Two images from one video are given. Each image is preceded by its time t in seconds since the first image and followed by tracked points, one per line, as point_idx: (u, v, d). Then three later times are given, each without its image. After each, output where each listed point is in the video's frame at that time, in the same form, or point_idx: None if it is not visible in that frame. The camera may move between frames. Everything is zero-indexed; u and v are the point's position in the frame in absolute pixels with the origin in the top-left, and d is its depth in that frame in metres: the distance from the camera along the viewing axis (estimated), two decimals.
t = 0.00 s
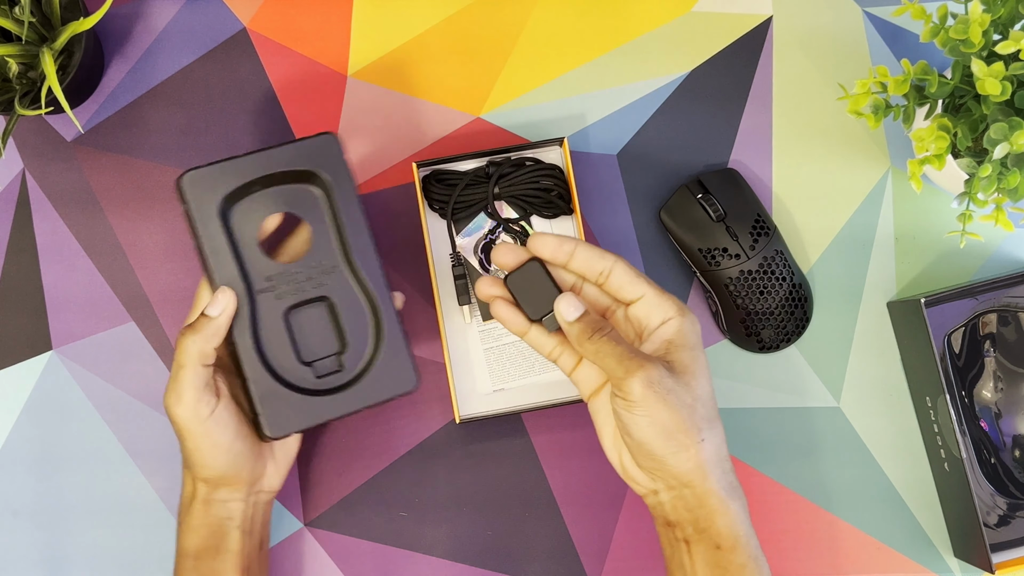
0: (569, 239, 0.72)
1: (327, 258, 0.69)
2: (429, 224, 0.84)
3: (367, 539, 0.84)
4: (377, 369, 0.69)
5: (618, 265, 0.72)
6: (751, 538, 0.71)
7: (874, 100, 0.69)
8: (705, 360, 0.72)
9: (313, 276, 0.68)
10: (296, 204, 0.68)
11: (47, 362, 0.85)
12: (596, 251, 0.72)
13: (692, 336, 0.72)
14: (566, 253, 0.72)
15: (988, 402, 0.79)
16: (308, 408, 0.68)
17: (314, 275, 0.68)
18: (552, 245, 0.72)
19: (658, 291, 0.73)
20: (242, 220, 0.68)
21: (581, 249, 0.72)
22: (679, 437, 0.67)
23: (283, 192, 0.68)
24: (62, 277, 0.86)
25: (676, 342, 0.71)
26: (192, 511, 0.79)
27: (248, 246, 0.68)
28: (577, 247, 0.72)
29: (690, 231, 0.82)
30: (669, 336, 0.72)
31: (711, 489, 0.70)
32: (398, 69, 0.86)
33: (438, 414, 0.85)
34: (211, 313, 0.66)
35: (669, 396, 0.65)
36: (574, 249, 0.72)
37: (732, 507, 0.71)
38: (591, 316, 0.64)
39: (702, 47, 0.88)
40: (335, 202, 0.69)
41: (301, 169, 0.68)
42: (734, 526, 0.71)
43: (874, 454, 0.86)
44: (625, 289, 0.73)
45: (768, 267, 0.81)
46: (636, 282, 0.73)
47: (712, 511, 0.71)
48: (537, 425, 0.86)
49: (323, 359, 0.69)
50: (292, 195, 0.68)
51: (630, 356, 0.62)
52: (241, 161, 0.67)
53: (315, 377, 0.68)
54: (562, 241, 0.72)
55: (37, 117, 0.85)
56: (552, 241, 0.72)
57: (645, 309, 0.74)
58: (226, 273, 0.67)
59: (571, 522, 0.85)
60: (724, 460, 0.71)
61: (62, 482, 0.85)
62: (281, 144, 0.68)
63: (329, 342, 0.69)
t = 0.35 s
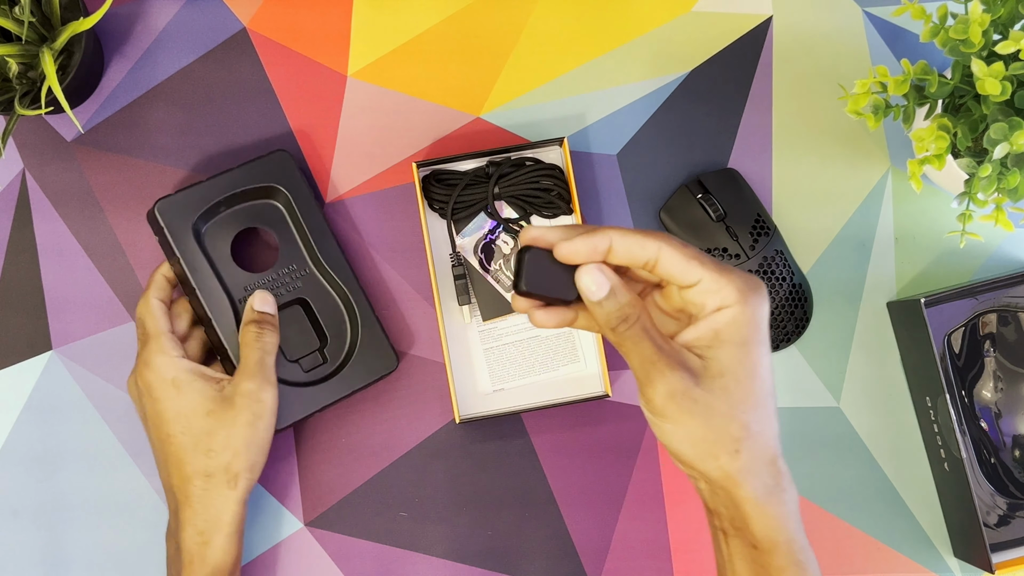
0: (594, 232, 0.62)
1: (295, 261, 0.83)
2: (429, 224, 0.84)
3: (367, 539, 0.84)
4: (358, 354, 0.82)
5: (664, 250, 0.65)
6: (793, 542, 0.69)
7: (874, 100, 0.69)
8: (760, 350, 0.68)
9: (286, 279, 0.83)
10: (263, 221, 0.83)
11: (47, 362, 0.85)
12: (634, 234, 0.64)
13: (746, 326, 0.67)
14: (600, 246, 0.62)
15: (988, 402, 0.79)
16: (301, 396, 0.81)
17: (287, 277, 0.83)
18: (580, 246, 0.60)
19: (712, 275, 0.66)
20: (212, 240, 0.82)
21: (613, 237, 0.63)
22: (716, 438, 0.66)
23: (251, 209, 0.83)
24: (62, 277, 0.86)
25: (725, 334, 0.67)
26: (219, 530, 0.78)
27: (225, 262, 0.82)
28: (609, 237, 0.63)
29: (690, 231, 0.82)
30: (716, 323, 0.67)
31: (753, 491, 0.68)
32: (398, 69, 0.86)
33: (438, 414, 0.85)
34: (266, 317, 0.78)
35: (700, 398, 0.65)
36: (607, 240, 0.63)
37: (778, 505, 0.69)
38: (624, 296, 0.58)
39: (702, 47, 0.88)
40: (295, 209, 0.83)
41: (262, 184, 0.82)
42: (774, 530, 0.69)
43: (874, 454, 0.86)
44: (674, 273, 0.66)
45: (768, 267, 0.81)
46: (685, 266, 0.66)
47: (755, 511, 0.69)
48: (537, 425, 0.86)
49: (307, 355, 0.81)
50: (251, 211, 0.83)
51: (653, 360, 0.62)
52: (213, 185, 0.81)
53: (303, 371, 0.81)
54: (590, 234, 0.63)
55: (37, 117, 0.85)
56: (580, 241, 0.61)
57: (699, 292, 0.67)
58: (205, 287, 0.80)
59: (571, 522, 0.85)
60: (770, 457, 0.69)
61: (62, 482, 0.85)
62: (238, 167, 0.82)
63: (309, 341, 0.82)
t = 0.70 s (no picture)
0: (599, 289, 0.54)
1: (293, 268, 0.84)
2: (429, 224, 0.83)
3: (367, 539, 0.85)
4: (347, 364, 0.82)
5: (685, 311, 0.55)
6: None
7: (874, 101, 0.69)
8: (801, 419, 0.59)
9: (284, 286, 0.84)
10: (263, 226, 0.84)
11: (47, 362, 0.85)
12: (641, 295, 0.55)
13: (783, 397, 0.58)
14: (605, 306, 0.54)
15: (988, 402, 0.79)
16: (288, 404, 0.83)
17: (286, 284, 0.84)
18: (580, 303, 0.54)
19: (746, 341, 0.56)
20: (211, 246, 0.84)
21: (619, 292, 0.55)
22: (747, 518, 0.59)
23: (248, 217, 0.84)
24: (62, 276, 0.86)
25: (759, 408, 0.58)
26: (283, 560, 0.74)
27: (223, 268, 0.85)
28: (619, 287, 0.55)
29: (690, 231, 0.82)
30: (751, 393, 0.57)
31: (788, 560, 0.62)
32: (398, 69, 0.86)
33: (438, 414, 0.85)
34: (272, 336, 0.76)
35: (727, 480, 0.58)
36: (612, 296, 0.54)
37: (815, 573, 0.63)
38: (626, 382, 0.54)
39: (703, 46, 0.88)
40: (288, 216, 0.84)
41: (258, 193, 0.83)
42: None
43: (874, 455, 0.87)
44: (701, 338, 0.56)
45: (768, 267, 0.81)
46: (712, 331, 0.56)
47: None
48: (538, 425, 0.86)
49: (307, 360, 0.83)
50: (250, 219, 0.84)
51: (666, 438, 0.56)
52: (211, 194, 0.83)
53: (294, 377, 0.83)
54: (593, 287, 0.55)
55: (37, 117, 0.85)
56: (581, 298, 0.54)
57: (731, 359, 0.57)
58: (200, 291, 0.82)
59: (571, 522, 0.85)
60: (808, 527, 0.62)
61: (62, 482, 0.85)
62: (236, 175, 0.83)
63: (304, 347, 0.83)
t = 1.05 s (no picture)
0: (630, 336, 0.45)
1: (294, 268, 0.85)
2: (428, 224, 0.83)
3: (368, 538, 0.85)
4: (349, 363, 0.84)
5: (725, 361, 0.46)
6: None
7: (874, 101, 0.69)
8: (829, 482, 0.50)
9: (285, 286, 0.85)
10: (264, 225, 0.85)
11: (47, 362, 0.85)
12: (685, 338, 0.46)
13: (818, 457, 0.49)
14: (635, 357, 0.45)
15: (988, 402, 0.79)
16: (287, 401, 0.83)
17: (286, 284, 0.85)
18: (604, 353, 0.45)
19: (788, 397, 0.47)
20: (212, 246, 0.85)
21: (651, 335, 0.46)
22: None
23: (248, 217, 0.85)
24: (62, 276, 0.86)
25: (786, 465, 0.48)
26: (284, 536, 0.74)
27: (224, 268, 0.85)
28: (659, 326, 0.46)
29: (690, 231, 0.82)
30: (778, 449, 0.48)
31: None
32: (397, 69, 0.86)
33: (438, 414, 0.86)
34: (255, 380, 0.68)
35: (737, 539, 0.49)
36: (653, 334, 0.46)
37: None
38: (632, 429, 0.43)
39: (702, 46, 0.87)
40: (288, 216, 0.84)
41: (257, 194, 0.83)
42: None
43: (875, 454, 0.87)
44: (741, 389, 0.47)
45: (768, 267, 0.81)
46: (754, 383, 0.46)
47: None
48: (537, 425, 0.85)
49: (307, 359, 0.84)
50: (251, 219, 0.85)
51: (675, 492, 0.46)
52: (210, 194, 0.83)
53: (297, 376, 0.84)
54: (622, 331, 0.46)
55: (37, 117, 0.85)
56: (607, 348, 0.45)
57: (765, 411, 0.48)
58: (201, 292, 0.82)
59: (571, 522, 0.85)
60: None
61: (62, 482, 0.85)
62: (235, 176, 0.83)
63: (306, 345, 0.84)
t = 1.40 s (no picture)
0: (602, 365, 0.43)
1: (294, 268, 0.85)
2: (428, 224, 0.83)
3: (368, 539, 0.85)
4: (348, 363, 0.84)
5: (691, 414, 0.43)
6: None
7: (874, 101, 0.69)
8: (816, 524, 0.47)
9: (285, 285, 0.85)
10: (264, 225, 0.85)
11: (46, 362, 0.85)
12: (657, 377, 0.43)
13: (803, 501, 0.46)
14: (600, 391, 0.43)
15: (987, 402, 0.79)
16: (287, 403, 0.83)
17: (286, 284, 0.85)
18: (574, 382, 0.43)
19: (763, 445, 0.44)
20: (212, 246, 0.85)
21: (623, 369, 0.43)
22: None
23: (248, 217, 0.85)
24: (61, 276, 0.86)
25: (770, 507, 0.46)
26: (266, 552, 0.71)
27: (224, 269, 0.85)
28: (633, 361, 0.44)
29: (690, 231, 0.82)
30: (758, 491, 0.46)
31: None
32: (398, 69, 0.86)
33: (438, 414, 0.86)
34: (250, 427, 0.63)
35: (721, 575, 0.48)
36: (622, 369, 0.43)
37: None
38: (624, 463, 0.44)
39: (702, 46, 0.87)
40: (288, 216, 0.84)
41: (257, 194, 0.83)
42: None
43: (875, 454, 0.87)
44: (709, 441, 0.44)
45: (768, 266, 0.81)
46: (723, 434, 0.44)
47: None
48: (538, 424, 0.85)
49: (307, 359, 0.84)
50: (251, 220, 0.85)
51: (656, 527, 0.46)
52: (209, 194, 0.82)
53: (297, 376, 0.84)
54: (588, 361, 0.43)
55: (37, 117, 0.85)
56: (575, 377, 0.43)
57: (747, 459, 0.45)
58: (202, 292, 0.82)
59: (571, 522, 0.85)
60: None
61: (62, 483, 0.85)
62: (235, 176, 0.83)
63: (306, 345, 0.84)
